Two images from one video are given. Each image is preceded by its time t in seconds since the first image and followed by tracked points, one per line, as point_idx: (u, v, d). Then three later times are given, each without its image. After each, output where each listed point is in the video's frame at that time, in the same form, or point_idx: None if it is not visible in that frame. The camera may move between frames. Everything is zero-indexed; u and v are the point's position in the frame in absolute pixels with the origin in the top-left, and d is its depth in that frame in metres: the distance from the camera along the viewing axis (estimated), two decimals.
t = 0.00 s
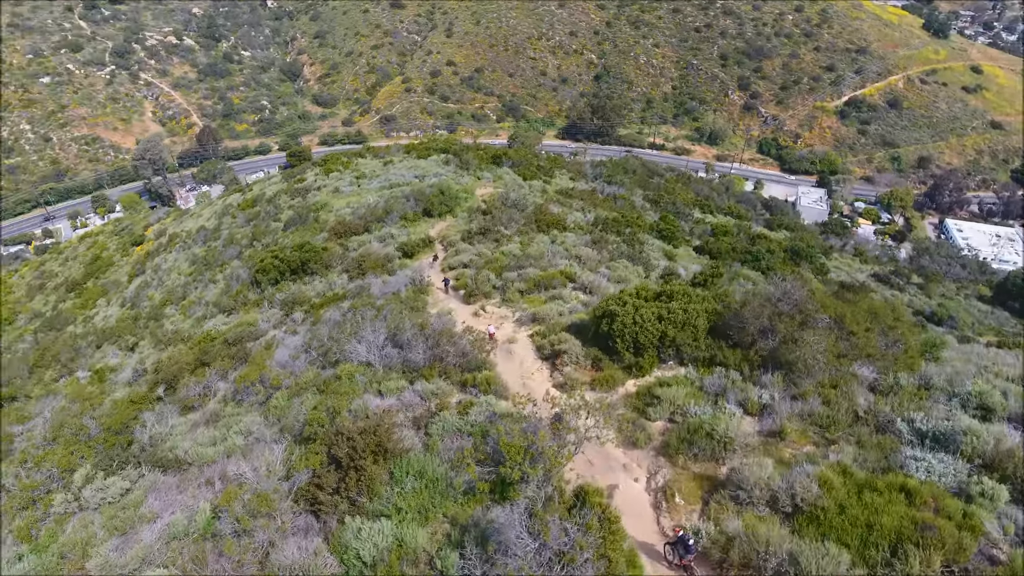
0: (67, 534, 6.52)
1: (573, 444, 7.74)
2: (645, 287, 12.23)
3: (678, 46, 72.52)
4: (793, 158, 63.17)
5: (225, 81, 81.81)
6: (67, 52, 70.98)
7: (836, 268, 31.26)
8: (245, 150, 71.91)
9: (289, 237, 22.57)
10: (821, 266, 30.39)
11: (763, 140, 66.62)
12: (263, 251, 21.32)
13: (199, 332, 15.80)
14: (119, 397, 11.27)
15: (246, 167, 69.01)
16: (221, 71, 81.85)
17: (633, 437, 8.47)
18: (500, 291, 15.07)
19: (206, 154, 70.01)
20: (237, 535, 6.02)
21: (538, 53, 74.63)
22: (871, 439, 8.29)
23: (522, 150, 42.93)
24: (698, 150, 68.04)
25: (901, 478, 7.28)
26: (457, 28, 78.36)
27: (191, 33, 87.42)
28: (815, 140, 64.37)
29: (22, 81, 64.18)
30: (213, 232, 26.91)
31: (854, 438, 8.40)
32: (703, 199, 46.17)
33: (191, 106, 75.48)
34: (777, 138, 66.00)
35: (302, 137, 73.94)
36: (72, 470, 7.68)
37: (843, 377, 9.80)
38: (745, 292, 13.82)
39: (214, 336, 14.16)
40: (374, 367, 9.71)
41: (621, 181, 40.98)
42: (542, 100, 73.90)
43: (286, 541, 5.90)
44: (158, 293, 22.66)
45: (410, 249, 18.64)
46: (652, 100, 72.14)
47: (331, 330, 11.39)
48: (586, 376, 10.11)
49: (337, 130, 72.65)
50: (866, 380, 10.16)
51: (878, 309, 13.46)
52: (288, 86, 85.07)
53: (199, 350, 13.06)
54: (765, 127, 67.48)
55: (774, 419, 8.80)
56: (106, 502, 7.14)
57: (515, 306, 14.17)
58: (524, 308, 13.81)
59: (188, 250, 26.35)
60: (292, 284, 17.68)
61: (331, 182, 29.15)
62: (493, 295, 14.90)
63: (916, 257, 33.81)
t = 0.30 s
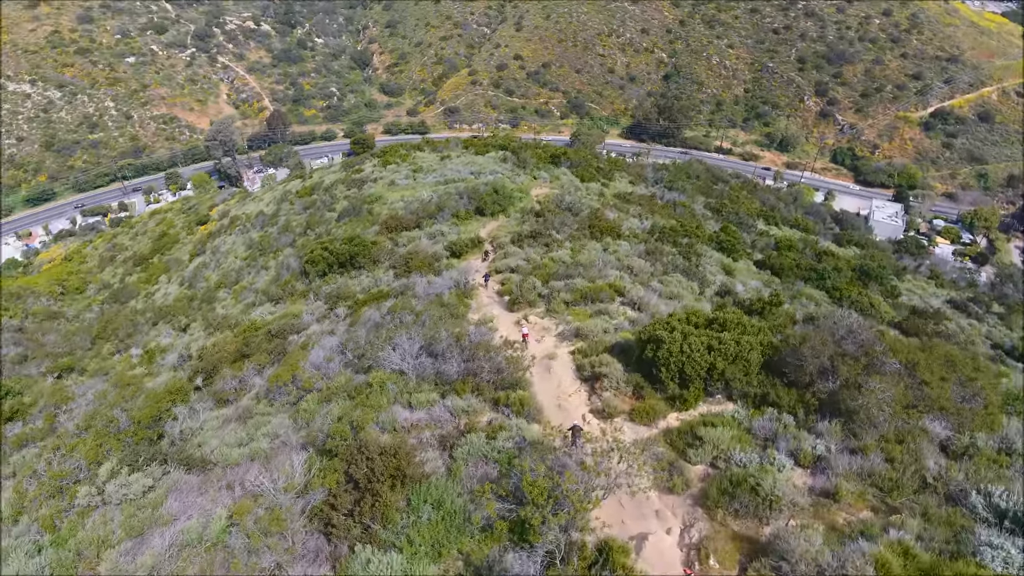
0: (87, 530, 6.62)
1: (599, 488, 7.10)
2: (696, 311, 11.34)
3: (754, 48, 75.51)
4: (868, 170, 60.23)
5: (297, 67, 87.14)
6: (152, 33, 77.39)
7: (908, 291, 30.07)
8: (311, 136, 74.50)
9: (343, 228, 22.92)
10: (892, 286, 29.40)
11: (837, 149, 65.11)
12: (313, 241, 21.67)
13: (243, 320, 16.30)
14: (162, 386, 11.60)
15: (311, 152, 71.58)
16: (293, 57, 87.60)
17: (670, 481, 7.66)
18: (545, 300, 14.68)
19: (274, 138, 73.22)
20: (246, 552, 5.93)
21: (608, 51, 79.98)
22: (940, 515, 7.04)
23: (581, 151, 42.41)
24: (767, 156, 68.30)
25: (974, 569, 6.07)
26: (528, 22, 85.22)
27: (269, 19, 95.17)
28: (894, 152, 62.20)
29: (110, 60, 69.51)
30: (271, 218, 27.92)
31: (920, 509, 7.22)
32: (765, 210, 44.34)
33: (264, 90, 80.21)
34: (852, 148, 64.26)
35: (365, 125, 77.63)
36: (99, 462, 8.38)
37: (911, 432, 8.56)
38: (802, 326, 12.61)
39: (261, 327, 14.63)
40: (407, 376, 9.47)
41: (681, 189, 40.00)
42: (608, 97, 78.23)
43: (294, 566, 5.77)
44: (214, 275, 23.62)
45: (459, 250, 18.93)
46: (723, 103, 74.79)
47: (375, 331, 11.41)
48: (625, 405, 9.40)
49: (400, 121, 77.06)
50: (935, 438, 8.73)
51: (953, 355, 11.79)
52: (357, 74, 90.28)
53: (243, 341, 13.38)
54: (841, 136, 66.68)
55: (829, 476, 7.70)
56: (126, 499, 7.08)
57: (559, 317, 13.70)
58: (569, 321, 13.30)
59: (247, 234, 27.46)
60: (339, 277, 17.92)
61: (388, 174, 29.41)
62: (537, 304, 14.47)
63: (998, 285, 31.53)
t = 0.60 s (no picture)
0: (79, 544, 6.56)
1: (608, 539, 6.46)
2: (727, 338, 10.55)
3: (805, 50, 75.82)
4: (919, 180, 57.99)
5: (341, 59, 88.58)
6: (202, 23, 80.02)
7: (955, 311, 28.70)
8: (352, 128, 75.66)
9: (372, 226, 22.83)
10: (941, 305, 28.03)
11: (887, 157, 62.17)
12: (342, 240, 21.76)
13: (266, 319, 16.46)
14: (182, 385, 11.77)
15: (351, 145, 72.90)
16: (338, 49, 89.07)
17: (688, 530, 6.99)
18: (571, 314, 14.28)
19: (315, 129, 74.59)
20: None
21: (652, 50, 80.24)
22: None
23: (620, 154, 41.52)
24: (813, 162, 65.46)
25: None
26: (572, 20, 86.01)
27: (316, 11, 96.83)
28: (949, 163, 60.10)
29: (161, 49, 72.95)
30: (304, 213, 28.35)
31: None
32: (807, 219, 42.37)
33: (308, 82, 81.99)
34: (904, 157, 61.68)
35: (405, 118, 78.08)
36: (99, 471, 8.21)
37: (958, 488, 7.57)
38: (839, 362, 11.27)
39: (284, 327, 14.80)
40: (420, 394, 9.18)
41: (721, 197, 38.50)
42: (651, 97, 77.38)
43: None
44: (245, 268, 24.09)
45: (485, 255, 18.72)
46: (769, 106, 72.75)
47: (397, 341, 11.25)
48: (645, 438, 8.77)
49: (440, 115, 77.12)
50: (985, 496, 7.64)
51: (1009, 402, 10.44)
52: (400, 67, 91.14)
53: (264, 342, 13.50)
54: (892, 143, 64.30)
55: (863, 537, 6.79)
56: (121, 514, 7.03)
57: (585, 333, 13.25)
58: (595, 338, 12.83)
59: (279, 228, 27.92)
60: (364, 278, 17.89)
61: (421, 172, 29.32)
62: (562, 317, 14.09)
63: None
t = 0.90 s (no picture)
0: None
1: None
2: (738, 364, 9.97)
3: (827, 51, 74.50)
4: (943, 185, 55.90)
5: (358, 56, 88.77)
6: (221, 19, 80.44)
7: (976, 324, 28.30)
8: (367, 125, 75.76)
9: (380, 229, 22.51)
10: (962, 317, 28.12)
11: (910, 161, 60.43)
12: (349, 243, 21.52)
13: (265, 326, 16.32)
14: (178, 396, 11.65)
15: (366, 142, 73.24)
16: (356, 46, 89.34)
17: None
18: (577, 328, 13.83)
19: (331, 126, 75.04)
20: None
21: (671, 49, 79.23)
22: None
23: (635, 156, 40.78)
24: (833, 166, 63.91)
25: None
26: (591, 18, 85.07)
27: (335, 7, 96.81)
28: (973, 167, 58.09)
29: (180, 44, 73.11)
30: (313, 213, 28.24)
31: None
32: (825, 225, 41.23)
33: (324, 78, 82.19)
34: (927, 162, 59.75)
35: (421, 116, 78.08)
36: (77, 496, 7.87)
37: (986, 541, 7.03)
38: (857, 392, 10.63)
39: (284, 335, 14.65)
40: (415, 417, 8.83)
41: (738, 202, 37.56)
42: (669, 97, 76.18)
43: None
44: (253, 269, 24.08)
45: (492, 262, 18.27)
46: (789, 108, 71.93)
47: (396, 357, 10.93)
48: (650, 474, 8.29)
49: (456, 113, 76.98)
50: (1016, 553, 7.04)
51: None
52: (417, 64, 90.92)
53: (262, 352, 13.35)
54: (915, 147, 62.35)
55: None
56: (97, 543, 6.81)
57: (592, 350, 12.81)
58: (602, 356, 12.35)
59: (289, 227, 27.85)
60: (368, 284, 17.62)
61: (432, 174, 28.95)
62: (568, 331, 13.65)
63: None
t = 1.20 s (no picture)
0: None
1: None
2: (746, 391, 9.51)
3: (841, 50, 73.30)
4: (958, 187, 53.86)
5: (368, 54, 88.54)
6: (231, 16, 80.66)
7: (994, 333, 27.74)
8: (376, 123, 75.39)
9: (381, 234, 22.14)
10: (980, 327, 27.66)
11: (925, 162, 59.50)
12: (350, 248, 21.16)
13: (260, 335, 16.07)
14: (167, 413, 11.43)
15: (374, 139, 73.03)
16: (366, 44, 89.20)
17: None
18: (580, 344, 13.37)
19: (340, 124, 74.75)
20: None
21: (683, 48, 78.32)
22: None
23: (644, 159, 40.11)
24: (846, 167, 64.18)
25: None
26: (602, 17, 84.27)
27: (345, 4, 96.79)
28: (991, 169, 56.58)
29: (190, 41, 73.58)
30: (316, 215, 27.99)
31: None
32: (837, 230, 40.29)
33: (334, 76, 82.11)
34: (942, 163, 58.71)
35: (430, 114, 77.69)
36: (46, 529, 7.90)
37: None
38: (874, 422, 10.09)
39: (280, 346, 14.38)
40: (405, 444, 8.46)
41: (748, 207, 36.78)
42: (680, 97, 75.37)
43: None
44: (254, 272, 23.90)
45: (494, 271, 17.81)
46: (801, 108, 71.18)
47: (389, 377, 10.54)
48: (651, 511, 7.88)
49: (465, 111, 76.58)
50: None
51: None
52: (427, 62, 90.55)
53: (255, 364, 13.09)
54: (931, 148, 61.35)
55: None
56: None
57: (593, 368, 12.36)
58: (603, 375, 11.89)
59: (292, 230, 27.61)
60: (367, 292, 17.29)
61: (436, 176, 28.51)
62: (570, 347, 13.19)
63: None
